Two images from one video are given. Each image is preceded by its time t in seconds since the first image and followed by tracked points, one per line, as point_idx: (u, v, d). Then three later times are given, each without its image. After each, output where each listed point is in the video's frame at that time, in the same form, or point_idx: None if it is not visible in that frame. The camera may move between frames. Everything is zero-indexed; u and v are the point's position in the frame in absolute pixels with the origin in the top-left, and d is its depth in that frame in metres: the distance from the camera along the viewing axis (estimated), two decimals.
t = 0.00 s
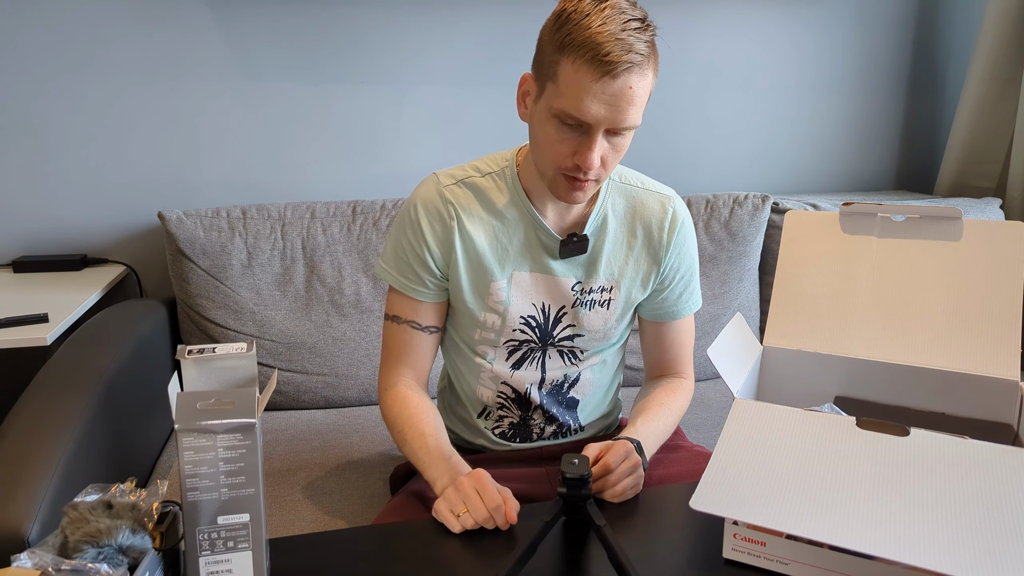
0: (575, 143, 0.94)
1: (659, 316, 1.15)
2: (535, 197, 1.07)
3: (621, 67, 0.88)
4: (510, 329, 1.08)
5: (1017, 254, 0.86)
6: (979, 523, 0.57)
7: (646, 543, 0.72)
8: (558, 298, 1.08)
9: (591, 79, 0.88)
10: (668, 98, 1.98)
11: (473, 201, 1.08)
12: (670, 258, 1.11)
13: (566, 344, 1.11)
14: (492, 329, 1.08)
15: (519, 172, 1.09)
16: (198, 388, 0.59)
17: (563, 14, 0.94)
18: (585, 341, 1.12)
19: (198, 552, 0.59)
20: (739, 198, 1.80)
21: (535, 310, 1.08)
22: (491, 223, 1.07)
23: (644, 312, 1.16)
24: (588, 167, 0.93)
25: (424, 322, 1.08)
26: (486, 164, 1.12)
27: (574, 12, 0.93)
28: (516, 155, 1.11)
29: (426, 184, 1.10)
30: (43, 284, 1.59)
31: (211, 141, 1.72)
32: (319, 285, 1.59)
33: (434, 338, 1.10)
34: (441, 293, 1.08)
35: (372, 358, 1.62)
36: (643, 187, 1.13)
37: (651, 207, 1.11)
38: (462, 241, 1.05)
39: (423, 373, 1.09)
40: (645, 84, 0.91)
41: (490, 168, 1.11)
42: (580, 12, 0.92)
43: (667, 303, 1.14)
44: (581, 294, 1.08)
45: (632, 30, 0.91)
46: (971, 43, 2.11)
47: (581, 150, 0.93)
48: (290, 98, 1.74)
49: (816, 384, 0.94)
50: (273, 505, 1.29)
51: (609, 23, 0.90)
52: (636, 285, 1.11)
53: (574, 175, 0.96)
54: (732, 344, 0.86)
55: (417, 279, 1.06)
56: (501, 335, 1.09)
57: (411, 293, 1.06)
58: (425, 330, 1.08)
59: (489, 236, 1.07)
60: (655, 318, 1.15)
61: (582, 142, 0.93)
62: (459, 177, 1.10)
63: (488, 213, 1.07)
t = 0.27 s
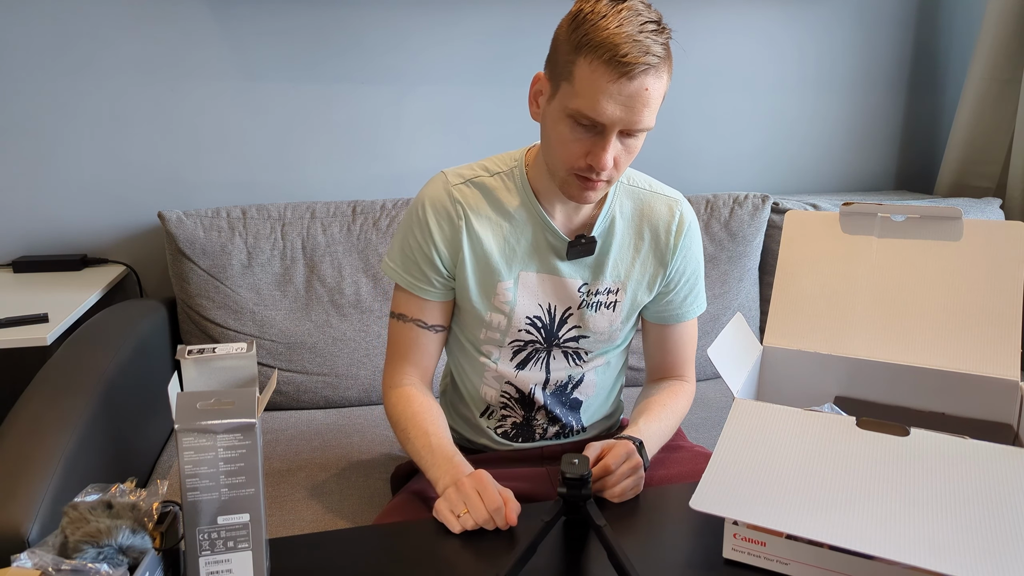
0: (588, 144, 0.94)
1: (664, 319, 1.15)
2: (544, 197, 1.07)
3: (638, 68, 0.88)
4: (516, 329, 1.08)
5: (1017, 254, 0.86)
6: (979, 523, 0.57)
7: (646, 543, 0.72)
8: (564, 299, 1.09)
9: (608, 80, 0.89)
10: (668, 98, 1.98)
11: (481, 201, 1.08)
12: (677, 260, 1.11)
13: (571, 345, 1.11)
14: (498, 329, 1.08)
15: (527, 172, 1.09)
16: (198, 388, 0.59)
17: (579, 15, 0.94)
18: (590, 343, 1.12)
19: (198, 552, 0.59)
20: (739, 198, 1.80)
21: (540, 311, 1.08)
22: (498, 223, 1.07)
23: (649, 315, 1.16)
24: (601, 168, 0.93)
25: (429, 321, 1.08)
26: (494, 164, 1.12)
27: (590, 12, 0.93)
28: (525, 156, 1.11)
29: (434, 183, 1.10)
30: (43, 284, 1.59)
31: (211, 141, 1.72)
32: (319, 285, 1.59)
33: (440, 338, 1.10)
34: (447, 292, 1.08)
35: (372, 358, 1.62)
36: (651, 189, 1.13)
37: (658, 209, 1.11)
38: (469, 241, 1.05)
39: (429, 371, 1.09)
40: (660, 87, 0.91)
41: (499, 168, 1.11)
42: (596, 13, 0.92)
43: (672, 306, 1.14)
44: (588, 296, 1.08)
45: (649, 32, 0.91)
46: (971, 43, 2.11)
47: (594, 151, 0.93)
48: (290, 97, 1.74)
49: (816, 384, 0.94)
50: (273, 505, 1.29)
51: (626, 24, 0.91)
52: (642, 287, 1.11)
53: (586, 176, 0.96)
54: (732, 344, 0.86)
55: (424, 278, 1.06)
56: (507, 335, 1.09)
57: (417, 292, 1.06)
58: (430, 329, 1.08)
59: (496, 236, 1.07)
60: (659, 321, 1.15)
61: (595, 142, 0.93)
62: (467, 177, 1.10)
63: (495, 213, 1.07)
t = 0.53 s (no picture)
0: (596, 142, 0.94)
1: (669, 319, 1.15)
2: (551, 196, 1.07)
3: (646, 67, 0.88)
4: (522, 328, 1.08)
5: (1017, 254, 0.86)
6: (979, 522, 0.57)
7: (645, 543, 0.72)
8: (570, 299, 1.08)
9: (616, 78, 0.89)
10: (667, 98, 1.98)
11: (489, 199, 1.07)
12: (683, 261, 1.11)
13: (576, 345, 1.12)
14: (504, 328, 1.08)
15: (535, 171, 1.09)
16: (198, 388, 0.59)
17: (589, 15, 0.94)
18: (596, 343, 1.12)
19: (198, 552, 0.59)
20: (739, 198, 1.80)
21: (546, 310, 1.08)
22: (505, 222, 1.07)
23: (654, 315, 1.16)
24: (608, 166, 0.93)
25: (434, 320, 1.08)
26: (502, 162, 1.12)
27: (599, 13, 0.93)
28: (533, 154, 1.11)
29: (443, 181, 1.10)
30: (43, 284, 1.59)
31: (211, 141, 1.72)
32: (319, 285, 1.60)
33: (445, 336, 1.10)
34: (454, 290, 1.08)
35: (373, 358, 1.62)
36: (657, 190, 1.13)
37: (665, 210, 1.11)
38: (476, 240, 1.05)
39: (434, 370, 1.09)
40: (669, 87, 0.91)
41: (507, 167, 1.10)
42: (605, 13, 0.93)
43: (677, 306, 1.14)
44: (594, 295, 1.09)
45: (658, 32, 0.91)
46: (971, 43, 2.11)
47: (602, 150, 0.93)
48: (290, 98, 1.74)
49: (816, 384, 0.93)
50: (273, 505, 1.29)
51: (635, 24, 0.91)
52: (648, 287, 1.11)
53: (593, 175, 0.95)
54: (733, 344, 0.86)
55: (431, 277, 1.06)
56: (512, 334, 1.09)
57: (424, 290, 1.06)
58: (436, 327, 1.08)
59: (503, 236, 1.07)
60: (665, 322, 1.16)
61: (603, 141, 0.93)
62: (475, 175, 1.09)
63: (503, 212, 1.07)
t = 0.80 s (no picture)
0: (599, 141, 0.94)
1: (670, 319, 1.15)
2: (552, 196, 1.07)
3: (650, 66, 0.88)
4: (523, 327, 1.08)
5: (1017, 254, 0.86)
6: (979, 522, 0.57)
7: (645, 543, 0.72)
8: (572, 298, 1.08)
9: (619, 78, 0.89)
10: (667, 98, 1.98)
11: (491, 198, 1.08)
12: (684, 261, 1.11)
13: (577, 345, 1.12)
14: (505, 327, 1.08)
15: (536, 171, 1.09)
16: (198, 388, 0.59)
17: (592, 15, 0.94)
18: (597, 342, 1.12)
19: (197, 551, 0.59)
20: (739, 198, 1.80)
21: (548, 309, 1.08)
22: (507, 220, 1.07)
23: (655, 315, 1.16)
24: (611, 165, 0.93)
25: (437, 318, 1.08)
26: (504, 162, 1.12)
27: (603, 12, 0.93)
28: (534, 155, 1.11)
29: (445, 180, 1.10)
30: (43, 284, 1.59)
31: (211, 141, 1.72)
32: (319, 285, 1.60)
33: (447, 335, 1.10)
34: (456, 289, 1.08)
35: (373, 358, 1.62)
36: (658, 190, 1.13)
37: (666, 210, 1.11)
38: (478, 238, 1.05)
39: (435, 369, 1.09)
40: (672, 86, 0.91)
41: (508, 167, 1.11)
42: (609, 13, 0.93)
43: (679, 306, 1.14)
44: (595, 295, 1.08)
45: (661, 31, 0.91)
46: (971, 43, 2.11)
47: (605, 149, 0.93)
48: (290, 98, 1.74)
49: (816, 384, 0.94)
50: (273, 505, 1.29)
51: (638, 23, 0.91)
52: (649, 287, 1.11)
53: (596, 174, 0.95)
54: (733, 344, 0.86)
55: (432, 275, 1.06)
56: (514, 333, 1.09)
57: (427, 288, 1.06)
58: (437, 326, 1.08)
59: (505, 234, 1.07)
60: (666, 322, 1.16)
61: (606, 140, 0.93)
62: (477, 174, 1.10)
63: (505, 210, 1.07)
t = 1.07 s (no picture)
0: (597, 140, 0.94)
1: (669, 318, 1.15)
2: (552, 195, 1.07)
3: (648, 66, 0.88)
4: (523, 326, 1.08)
5: (1016, 254, 0.86)
6: (979, 523, 0.57)
7: (645, 544, 0.72)
8: (571, 297, 1.08)
9: (617, 77, 0.89)
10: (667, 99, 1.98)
11: (490, 198, 1.08)
12: (683, 260, 1.11)
13: (577, 345, 1.12)
14: (505, 326, 1.08)
15: (536, 170, 1.09)
16: (198, 388, 0.59)
17: (591, 14, 0.94)
18: (596, 341, 1.12)
19: (197, 551, 0.59)
20: (739, 198, 1.80)
21: (547, 308, 1.08)
22: (507, 220, 1.07)
23: (654, 315, 1.16)
24: (609, 165, 0.93)
25: (436, 318, 1.08)
26: (503, 162, 1.12)
27: (601, 12, 0.93)
28: (534, 154, 1.11)
29: (444, 179, 1.10)
30: (43, 284, 1.59)
31: (211, 142, 1.72)
32: (319, 285, 1.60)
33: (447, 334, 1.10)
34: (456, 288, 1.08)
35: (372, 358, 1.62)
36: (658, 190, 1.13)
37: (666, 209, 1.11)
38: (478, 238, 1.05)
39: (435, 368, 1.09)
40: (670, 86, 0.91)
41: (508, 166, 1.11)
42: (607, 12, 0.93)
43: (677, 306, 1.14)
44: (595, 294, 1.08)
45: (659, 31, 0.91)
46: (971, 43, 2.11)
47: (603, 148, 0.93)
48: (290, 98, 1.74)
49: (816, 384, 0.94)
50: (274, 505, 1.29)
51: (637, 23, 0.91)
52: (648, 286, 1.11)
53: (595, 173, 0.95)
54: (733, 344, 0.86)
55: (432, 275, 1.06)
56: (514, 332, 1.09)
57: (427, 288, 1.06)
58: (438, 326, 1.08)
59: (504, 233, 1.07)
60: (664, 321, 1.16)
61: (604, 140, 0.93)
62: (476, 174, 1.10)
63: (504, 209, 1.07)
